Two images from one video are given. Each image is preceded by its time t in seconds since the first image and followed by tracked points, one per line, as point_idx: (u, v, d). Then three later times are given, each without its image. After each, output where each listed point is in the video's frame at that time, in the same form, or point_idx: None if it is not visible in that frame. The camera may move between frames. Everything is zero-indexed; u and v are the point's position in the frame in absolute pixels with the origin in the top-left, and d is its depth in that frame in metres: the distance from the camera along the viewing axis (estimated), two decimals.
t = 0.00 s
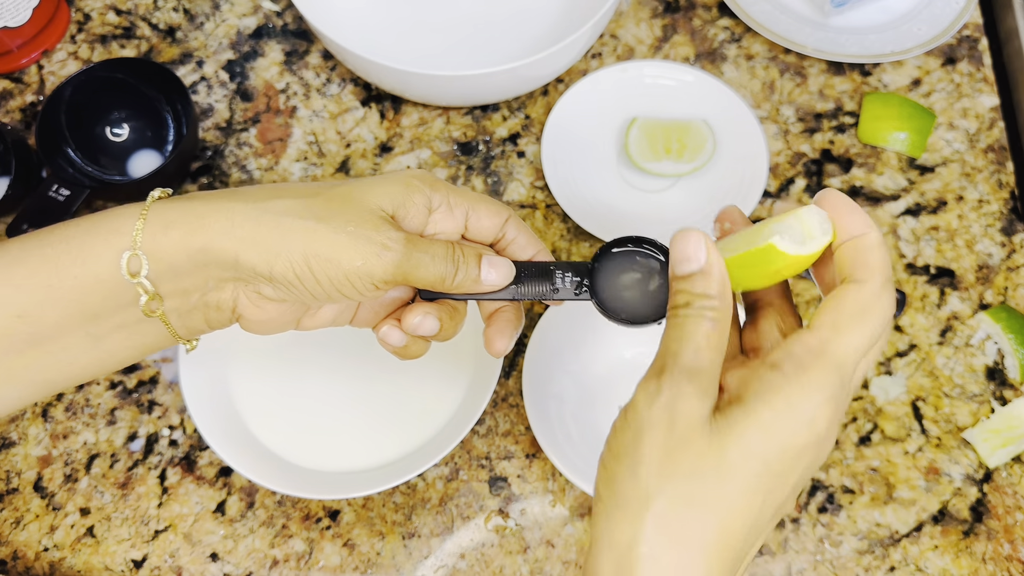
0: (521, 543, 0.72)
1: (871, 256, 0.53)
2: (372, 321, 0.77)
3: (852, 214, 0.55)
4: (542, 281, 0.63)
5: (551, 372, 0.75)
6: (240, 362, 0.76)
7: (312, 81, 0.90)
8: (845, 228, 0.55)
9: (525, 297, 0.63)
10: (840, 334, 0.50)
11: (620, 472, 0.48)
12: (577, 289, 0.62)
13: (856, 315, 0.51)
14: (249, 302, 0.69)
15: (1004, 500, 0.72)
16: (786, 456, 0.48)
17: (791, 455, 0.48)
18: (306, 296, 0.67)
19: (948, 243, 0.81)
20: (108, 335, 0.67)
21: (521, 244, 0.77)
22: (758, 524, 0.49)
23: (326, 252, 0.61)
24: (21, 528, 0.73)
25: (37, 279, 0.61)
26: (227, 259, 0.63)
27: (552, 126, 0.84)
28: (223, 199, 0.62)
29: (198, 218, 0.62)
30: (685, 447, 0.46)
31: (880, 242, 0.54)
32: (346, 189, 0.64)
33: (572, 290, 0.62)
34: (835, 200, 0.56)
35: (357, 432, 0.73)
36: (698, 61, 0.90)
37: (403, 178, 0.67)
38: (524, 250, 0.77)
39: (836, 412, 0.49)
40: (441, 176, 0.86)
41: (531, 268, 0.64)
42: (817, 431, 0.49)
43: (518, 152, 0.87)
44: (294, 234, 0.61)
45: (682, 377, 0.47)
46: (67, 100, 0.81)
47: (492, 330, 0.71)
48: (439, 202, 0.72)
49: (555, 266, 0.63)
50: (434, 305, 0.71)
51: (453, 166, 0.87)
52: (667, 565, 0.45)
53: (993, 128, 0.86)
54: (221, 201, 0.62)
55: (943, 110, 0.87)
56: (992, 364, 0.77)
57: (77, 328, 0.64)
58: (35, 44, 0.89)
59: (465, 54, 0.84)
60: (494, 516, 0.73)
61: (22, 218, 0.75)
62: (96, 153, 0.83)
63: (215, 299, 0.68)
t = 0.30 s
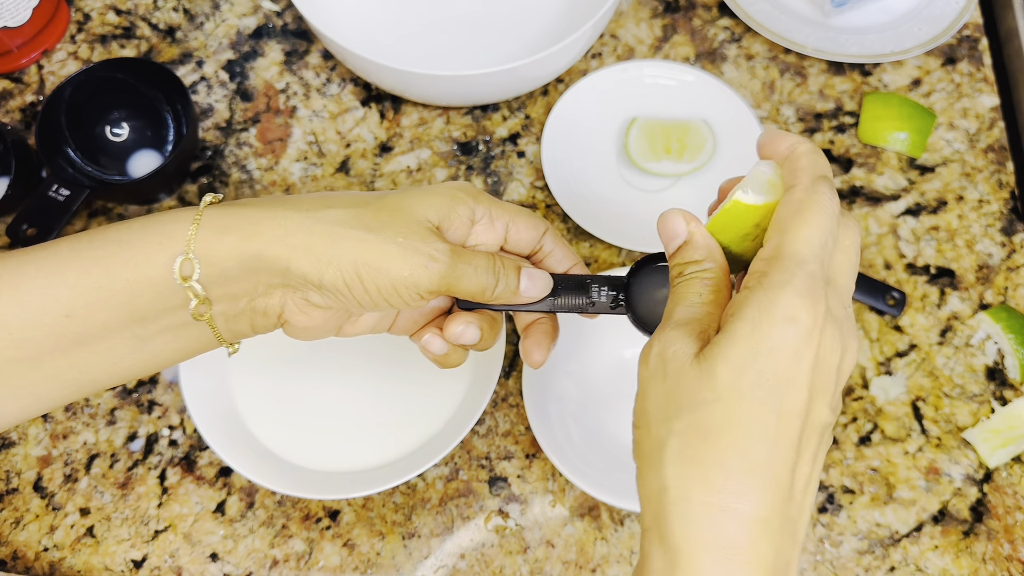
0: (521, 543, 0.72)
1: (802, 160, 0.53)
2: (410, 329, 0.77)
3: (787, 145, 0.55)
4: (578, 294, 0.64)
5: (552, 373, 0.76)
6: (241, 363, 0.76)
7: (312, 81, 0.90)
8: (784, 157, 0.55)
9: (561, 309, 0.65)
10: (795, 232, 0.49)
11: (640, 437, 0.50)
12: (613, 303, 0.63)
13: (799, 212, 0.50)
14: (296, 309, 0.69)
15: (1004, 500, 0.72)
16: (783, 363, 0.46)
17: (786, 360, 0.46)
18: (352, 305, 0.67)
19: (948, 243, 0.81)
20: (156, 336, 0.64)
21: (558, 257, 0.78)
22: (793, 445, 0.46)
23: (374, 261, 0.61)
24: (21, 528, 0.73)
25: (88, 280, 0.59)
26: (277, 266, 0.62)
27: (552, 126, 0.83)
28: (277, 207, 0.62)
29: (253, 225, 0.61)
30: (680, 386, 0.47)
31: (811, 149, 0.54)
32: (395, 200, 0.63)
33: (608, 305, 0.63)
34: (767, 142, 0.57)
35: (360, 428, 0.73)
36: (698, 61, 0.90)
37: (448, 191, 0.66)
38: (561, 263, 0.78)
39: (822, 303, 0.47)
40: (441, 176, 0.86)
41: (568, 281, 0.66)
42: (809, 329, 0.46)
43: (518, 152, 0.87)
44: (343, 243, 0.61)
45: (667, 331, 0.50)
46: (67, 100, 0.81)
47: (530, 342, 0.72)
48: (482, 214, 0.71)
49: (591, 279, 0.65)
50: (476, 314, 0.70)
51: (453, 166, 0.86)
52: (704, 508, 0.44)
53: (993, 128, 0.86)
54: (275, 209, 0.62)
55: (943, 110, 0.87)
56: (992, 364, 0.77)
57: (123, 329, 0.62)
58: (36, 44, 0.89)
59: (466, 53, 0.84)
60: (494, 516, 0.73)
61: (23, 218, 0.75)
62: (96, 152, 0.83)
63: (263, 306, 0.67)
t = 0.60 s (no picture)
0: (521, 543, 0.72)
1: (777, 176, 0.55)
2: (424, 324, 0.77)
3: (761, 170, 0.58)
4: (594, 287, 0.64)
5: (552, 373, 0.76)
6: (241, 364, 0.76)
7: (312, 81, 0.90)
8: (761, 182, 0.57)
9: (577, 303, 0.64)
10: (777, 242, 0.49)
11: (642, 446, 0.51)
12: (629, 297, 0.62)
13: (779, 224, 0.50)
14: (309, 303, 0.68)
15: (1005, 500, 0.72)
16: (772, 370, 0.46)
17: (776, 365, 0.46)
18: (366, 299, 0.67)
19: (948, 243, 0.81)
20: (169, 332, 0.64)
21: (573, 251, 0.77)
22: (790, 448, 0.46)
23: (388, 255, 0.61)
24: (21, 528, 0.73)
25: (101, 275, 0.59)
26: (291, 261, 0.62)
27: (552, 126, 0.83)
28: (289, 201, 0.62)
29: (268, 219, 0.61)
30: (673, 398, 0.48)
31: (788, 168, 0.56)
32: (408, 194, 0.63)
33: (624, 298, 0.63)
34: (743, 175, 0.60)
35: (359, 429, 0.73)
36: (698, 61, 0.90)
37: (463, 183, 0.67)
38: (576, 257, 0.78)
39: (809, 307, 0.46)
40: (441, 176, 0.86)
41: (583, 275, 0.65)
42: (798, 333, 0.46)
43: (518, 152, 0.87)
44: (357, 237, 0.60)
45: (660, 344, 0.51)
46: (67, 100, 0.81)
47: (546, 336, 0.70)
48: (496, 207, 0.71)
49: (607, 273, 0.64)
50: (491, 308, 0.70)
51: (453, 166, 0.86)
52: (702, 515, 0.45)
53: (993, 128, 0.86)
54: (288, 203, 0.61)
55: (943, 110, 0.87)
56: (992, 364, 0.77)
57: (136, 324, 0.62)
58: (36, 44, 0.89)
59: (467, 53, 0.84)
60: (494, 516, 0.73)
61: (22, 218, 0.75)
62: (96, 152, 0.83)
63: (277, 301, 0.66)
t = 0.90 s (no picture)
0: (521, 543, 0.72)
1: (778, 168, 0.54)
2: (424, 317, 0.78)
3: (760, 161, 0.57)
4: (595, 279, 0.64)
5: (552, 372, 0.75)
6: (241, 364, 0.76)
7: (312, 81, 0.90)
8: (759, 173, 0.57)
9: (579, 296, 0.64)
10: (778, 233, 0.49)
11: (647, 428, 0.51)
12: (630, 288, 0.63)
13: (781, 215, 0.50)
14: (308, 297, 0.68)
15: (1005, 500, 0.72)
16: (778, 356, 0.45)
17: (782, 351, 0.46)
18: (365, 293, 0.67)
19: (948, 243, 0.81)
20: (167, 327, 0.64)
21: (575, 242, 0.77)
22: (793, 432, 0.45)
23: (388, 247, 0.60)
24: (21, 528, 0.73)
25: (98, 270, 0.59)
26: (289, 255, 0.62)
27: (552, 126, 0.83)
28: (288, 194, 0.62)
29: (265, 213, 0.61)
30: (678, 381, 0.48)
31: (788, 159, 0.55)
32: (407, 186, 0.63)
33: (625, 289, 0.63)
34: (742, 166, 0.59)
35: (361, 427, 0.73)
36: (698, 61, 0.90)
37: (462, 176, 0.67)
38: (578, 249, 0.77)
39: (816, 295, 0.46)
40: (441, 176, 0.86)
41: (585, 267, 0.65)
42: (804, 320, 0.46)
43: (518, 152, 0.87)
44: (356, 230, 0.60)
45: (664, 328, 0.51)
46: (67, 100, 0.81)
47: (547, 329, 0.70)
48: (496, 198, 0.71)
49: (609, 264, 0.64)
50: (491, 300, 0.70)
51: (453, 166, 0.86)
52: (704, 494, 0.45)
53: (993, 128, 0.86)
54: (287, 197, 0.61)
55: (943, 110, 0.87)
56: (992, 364, 0.77)
57: (135, 320, 0.62)
58: (35, 44, 0.89)
59: (467, 52, 0.84)
60: (494, 516, 0.73)
61: (22, 218, 0.75)
62: (96, 152, 0.83)
63: (275, 295, 0.67)
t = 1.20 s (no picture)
0: (521, 543, 0.71)
1: (784, 156, 0.54)
2: (427, 313, 0.77)
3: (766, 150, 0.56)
4: (600, 275, 0.63)
5: (552, 371, 0.75)
6: (241, 364, 0.76)
7: (312, 81, 0.90)
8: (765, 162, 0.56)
9: (583, 292, 0.64)
10: (786, 223, 0.49)
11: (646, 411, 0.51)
12: (637, 284, 0.61)
13: (790, 204, 0.50)
14: (309, 293, 0.69)
15: (1005, 500, 0.72)
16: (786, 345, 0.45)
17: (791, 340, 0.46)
18: (366, 289, 0.67)
19: (948, 243, 0.81)
20: (167, 323, 0.64)
21: (580, 238, 0.76)
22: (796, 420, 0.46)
23: (389, 243, 0.61)
24: (21, 528, 0.73)
25: (96, 266, 0.59)
26: (289, 250, 0.62)
27: (552, 125, 0.83)
28: (289, 189, 0.61)
29: (264, 208, 0.61)
30: (682, 364, 0.48)
31: (792, 147, 0.55)
32: (409, 180, 0.63)
33: (631, 285, 0.61)
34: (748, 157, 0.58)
35: (361, 423, 0.74)
36: (698, 61, 0.90)
37: (465, 169, 0.67)
38: (583, 244, 0.77)
39: (826, 287, 0.46)
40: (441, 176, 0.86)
41: (590, 263, 0.64)
42: (813, 312, 0.46)
43: (518, 152, 0.87)
44: (357, 225, 0.60)
45: (669, 311, 0.50)
46: (67, 100, 0.80)
47: (552, 325, 0.71)
48: (499, 192, 0.71)
49: (614, 260, 0.63)
50: (495, 296, 0.70)
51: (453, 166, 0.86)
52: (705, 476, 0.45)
53: (993, 128, 0.86)
54: (287, 191, 0.61)
55: (944, 110, 0.87)
56: (992, 364, 0.77)
57: (134, 315, 0.62)
58: (35, 44, 0.89)
59: (466, 52, 0.84)
60: (494, 516, 0.73)
61: (22, 218, 0.74)
62: (96, 153, 0.83)
63: (276, 291, 0.67)
